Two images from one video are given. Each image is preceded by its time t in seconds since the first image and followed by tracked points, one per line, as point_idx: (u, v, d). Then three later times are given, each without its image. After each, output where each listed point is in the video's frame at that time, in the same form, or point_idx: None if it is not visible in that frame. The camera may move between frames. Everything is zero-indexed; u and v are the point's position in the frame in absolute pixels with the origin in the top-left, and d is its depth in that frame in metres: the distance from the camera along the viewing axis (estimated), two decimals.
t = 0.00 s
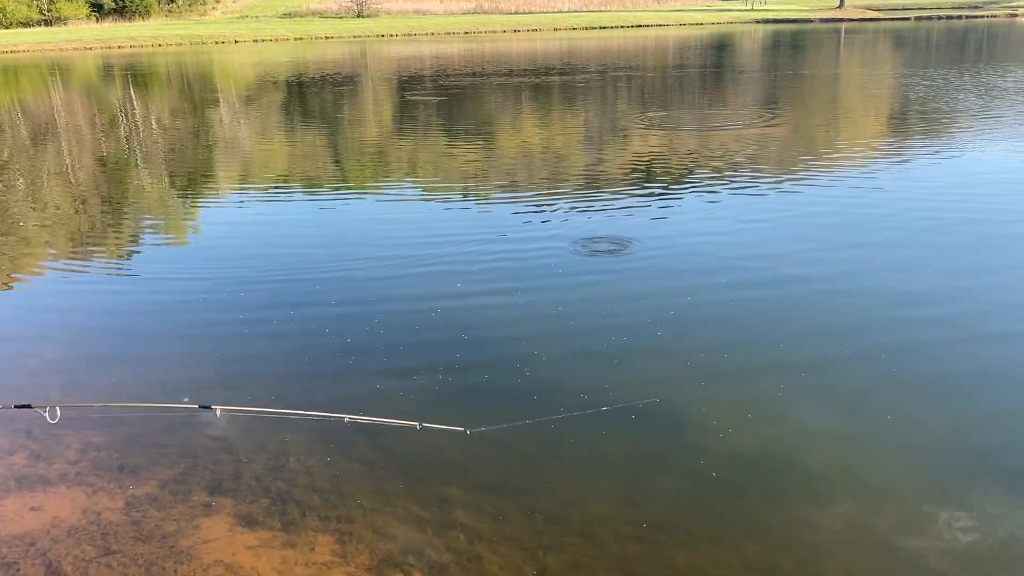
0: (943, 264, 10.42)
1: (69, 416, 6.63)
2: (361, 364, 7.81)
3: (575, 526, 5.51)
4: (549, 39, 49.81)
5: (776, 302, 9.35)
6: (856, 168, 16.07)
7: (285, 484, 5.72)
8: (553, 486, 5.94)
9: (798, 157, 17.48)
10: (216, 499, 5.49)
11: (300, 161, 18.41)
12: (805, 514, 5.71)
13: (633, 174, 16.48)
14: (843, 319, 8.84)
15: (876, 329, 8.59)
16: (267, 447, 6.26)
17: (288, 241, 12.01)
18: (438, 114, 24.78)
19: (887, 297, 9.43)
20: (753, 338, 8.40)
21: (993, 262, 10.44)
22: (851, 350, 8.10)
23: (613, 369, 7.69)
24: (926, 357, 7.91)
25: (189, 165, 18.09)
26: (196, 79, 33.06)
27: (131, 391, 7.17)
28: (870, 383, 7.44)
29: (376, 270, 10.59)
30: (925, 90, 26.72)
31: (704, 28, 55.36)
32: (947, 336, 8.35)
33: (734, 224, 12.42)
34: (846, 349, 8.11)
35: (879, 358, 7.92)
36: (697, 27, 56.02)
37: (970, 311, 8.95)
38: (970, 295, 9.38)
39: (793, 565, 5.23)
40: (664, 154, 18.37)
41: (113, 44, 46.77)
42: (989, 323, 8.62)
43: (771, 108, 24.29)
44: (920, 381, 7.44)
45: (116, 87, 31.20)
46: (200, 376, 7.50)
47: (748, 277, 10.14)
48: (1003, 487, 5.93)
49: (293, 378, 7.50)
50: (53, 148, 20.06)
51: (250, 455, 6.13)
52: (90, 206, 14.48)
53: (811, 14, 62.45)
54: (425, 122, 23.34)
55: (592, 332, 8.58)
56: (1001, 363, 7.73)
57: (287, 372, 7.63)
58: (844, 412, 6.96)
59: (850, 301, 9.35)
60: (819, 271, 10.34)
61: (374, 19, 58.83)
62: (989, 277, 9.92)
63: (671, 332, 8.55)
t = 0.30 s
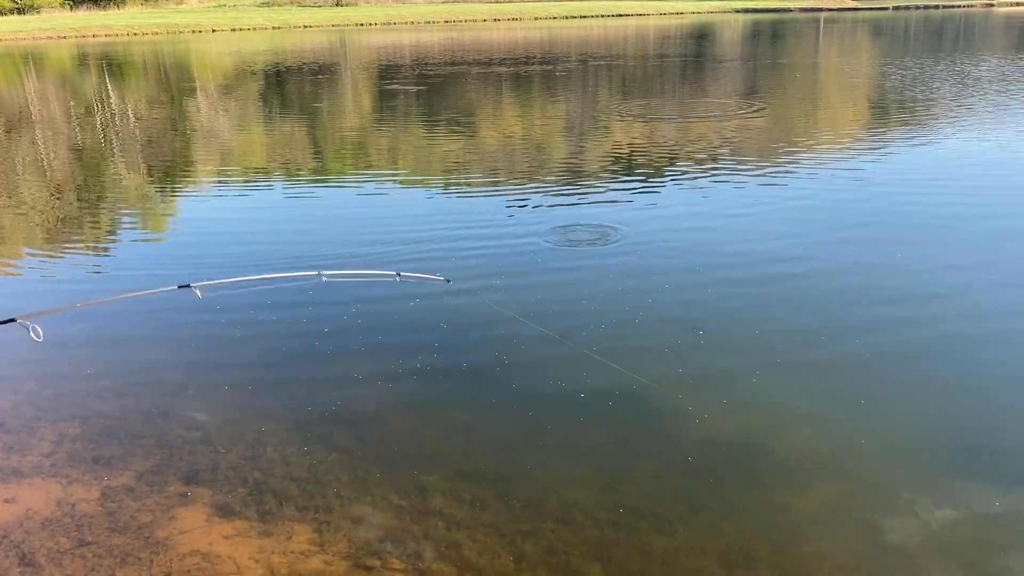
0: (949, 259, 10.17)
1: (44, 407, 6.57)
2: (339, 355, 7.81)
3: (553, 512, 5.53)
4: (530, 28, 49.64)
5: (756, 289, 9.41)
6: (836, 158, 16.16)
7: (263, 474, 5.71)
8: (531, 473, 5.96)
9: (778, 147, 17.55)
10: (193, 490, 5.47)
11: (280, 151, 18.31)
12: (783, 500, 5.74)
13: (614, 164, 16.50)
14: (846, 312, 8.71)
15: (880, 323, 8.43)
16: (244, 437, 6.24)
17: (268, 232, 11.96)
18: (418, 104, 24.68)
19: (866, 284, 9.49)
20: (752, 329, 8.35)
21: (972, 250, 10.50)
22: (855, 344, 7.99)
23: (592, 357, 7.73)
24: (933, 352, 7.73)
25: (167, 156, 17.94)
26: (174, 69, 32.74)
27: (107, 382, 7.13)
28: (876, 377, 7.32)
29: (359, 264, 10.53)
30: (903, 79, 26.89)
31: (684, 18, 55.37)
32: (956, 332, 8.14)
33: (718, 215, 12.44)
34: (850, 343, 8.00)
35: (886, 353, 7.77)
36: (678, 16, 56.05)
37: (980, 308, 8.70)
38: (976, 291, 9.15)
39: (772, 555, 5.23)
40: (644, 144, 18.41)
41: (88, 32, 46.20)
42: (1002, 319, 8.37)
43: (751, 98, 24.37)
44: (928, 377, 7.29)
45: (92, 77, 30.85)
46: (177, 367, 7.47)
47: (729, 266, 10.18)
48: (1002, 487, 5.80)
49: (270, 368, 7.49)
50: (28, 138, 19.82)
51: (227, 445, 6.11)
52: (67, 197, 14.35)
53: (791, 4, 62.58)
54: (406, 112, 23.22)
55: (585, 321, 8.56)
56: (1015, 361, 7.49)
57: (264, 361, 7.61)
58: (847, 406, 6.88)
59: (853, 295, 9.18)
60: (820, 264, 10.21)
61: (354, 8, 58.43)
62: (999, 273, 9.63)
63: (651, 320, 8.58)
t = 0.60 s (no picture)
0: (944, 250, 10.04)
1: (20, 394, 6.53)
2: (318, 341, 7.82)
3: (532, 493, 5.56)
4: (512, 15, 49.45)
5: (737, 276, 9.45)
6: (815, 146, 16.24)
7: (241, 458, 5.71)
8: (509, 455, 5.99)
9: (759, 134, 17.62)
10: (170, 474, 5.46)
11: (260, 140, 18.20)
12: (760, 481, 5.78)
13: (595, 152, 16.52)
14: (851, 305, 8.57)
15: (887, 316, 8.25)
16: (223, 423, 6.23)
17: (249, 221, 11.92)
18: (399, 92, 24.55)
19: (846, 271, 9.54)
20: (753, 318, 8.29)
21: (950, 236, 10.58)
22: (845, 331, 7.96)
23: (573, 343, 7.75)
24: (941, 346, 7.54)
25: (146, 144, 17.79)
26: (152, 56, 32.40)
27: (84, 368, 7.09)
28: (872, 367, 7.23)
29: (340, 252, 10.53)
30: (883, 66, 27.00)
31: (667, 6, 55.33)
32: (964, 327, 7.92)
33: (700, 204, 12.48)
34: (839, 330, 7.98)
35: (893, 346, 7.60)
36: (660, 4, 56.02)
37: (970, 297, 8.64)
38: (965, 279, 9.10)
39: (747, 533, 5.28)
40: (626, 133, 18.42)
41: (63, 20, 45.61)
42: (1014, 316, 8.08)
43: (733, 86, 24.43)
44: (924, 366, 7.18)
45: (68, 65, 30.48)
46: (155, 354, 7.44)
47: (710, 254, 10.22)
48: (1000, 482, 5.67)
49: (249, 354, 7.48)
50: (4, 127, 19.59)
51: (206, 430, 6.10)
52: (44, 186, 14.21)
53: None
54: (387, 99, 23.11)
55: (575, 310, 8.56)
56: (1006, 349, 7.44)
57: (243, 348, 7.61)
58: (849, 396, 6.79)
59: (859, 288, 9.00)
60: (822, 255, 10.08)
61: None
62: (989, 262, 9.57)
63: (631, 306, 8.60)
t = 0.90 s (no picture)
0: (923, 241, 10.12)
1: None
2: (298, 330, 7.83)
3: (509, 477, 5.61)
4: (495, 5, 49.25)
5: (717, 268, 9.50)
6: (797, 137, 16.33)
7: (221, 447, 5.72)
8: (488, 442, 6.03)
9: (741, 126, 17.68)
10: (149, 463, 5.46)
11: (241, 130, 18.08)
12: (735, 466, 5.86)
13: (578, 143, 16.55)
14: (848, 298, 8.56)
15: (892, 312, 8.18)
16: (202, 412, 6.24)
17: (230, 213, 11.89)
18: (382, 83, 24.42)
19: (826, 261, 9.61)
20: (755, 310, 8.28)
21: (929, 227, 10.66)
22: (824, 321, 8.02)
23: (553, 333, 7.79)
24: (918, 336, 7.60)
25: (125, 135, 17.64)
26: (130, 46, 32.07)
27: (62, 359, 7.06)
28: (851, 357, 7.29)
29: (321, 243, 10.52)
30: (865, 57, 27.11)
31: None
32: (943, 318, 7.98)
33: (682, 195, 12.55)
34: (818, 320, 8.04)
35: (872, 336, 7.64)
36: None
37: (949, 287, 8.71)
38: (944, 270, 9.18)
39: (721, 516, 5.35)
40: (608, 123, 18.44)
41: (39, 9, 45.01)
42: (1014, 311, 8.02)
43: (715, 76, 24.46)
44: (903, 356, 7.24)
45: (46, 55, 30.10)
46: (134, 343, 7.42)
47: (691, 244, 10.28)
48: (998, 478, 5.63)
49: (228, 344, 7.48)
50: None
51: (185, 419, 6.10)
52: (21, 178, 14.08)
53: None
54: (369, 90, 22.98)
55: (555, 300, 8.59)
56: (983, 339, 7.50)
57: (222, 337, 7.60)
58: (846, 388, 6.79)
59: (863, 283, 8.92)
60: (817, 248, 10.05)
61: None
62: (967, 253, 9.66)
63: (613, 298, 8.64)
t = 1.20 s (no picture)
0: (903, 230, 10.24)
1: None
2: (284, 319, 7.88)
3: (495, 461, 5.70)
4: None
5: (702, 259, 9.59)
6: (781, 129, 16.44)
7: (209, 432, 5.78)
8: (474, 426, 6.11)
9: (726, 117, 17.78)
10: (138, 448, 5.52)
11: (226, 121, 18.04)
12: (717, 450, 5.94)
13: (563, 134, 16.61)
14: (830, 288, 8.64)
15: (873, 301, 8.27)
16: (191, 398, 6.29)
17: (216, 206, 11.91)
18: (367, 73, 24.39)
19: (809, 253, 9.71)
20: (745, 300, 8.36)
21: (909, 217, 10.79)
22: (806, 310, 8.11)
23: (537, 321, 7.87)
24: (899, 324, 7.69)
25: (110, 126, 17.57)
26: (113, 36, 31.85)
27: (49, 348, 7.09)
28: (831, 344, 7.38)
29: (307, 234, 10.56)
30: (849, 48, 27.24)
31: None
32: (923, 306, 8.08)
33: (669, 187, 12.65)
34: (800, 309, 8.13)
35: (853, 325, 7.74)
36: None
37: (929, 276, 8.82)
38: (923, 259, 9.30)
39: (703, 497, 5.44)
40: (595, 114, 18.50)
41: None
42: (992, 299, 8.12)
43: (701, 67, 24.54)
44: (883, 343, 7.34)
45: (28, 45, 29.86)
46: (121, 333, 7.46)
47: (675, 236, 10.38)
48: (981, 466, 5.71)
49: (215, 332, 7.54)
50: None
51: (173, 406, 6.15)
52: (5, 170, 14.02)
53: None
54: (355, 81, 22.94)
55: (540, 290, 8.66)
56: (962, 326, 7.59)
57: (209, 326, 7.66)
58: (826, 375, 6.88)
59: (846, 273, 9.02)
60: (800, 239, 10.16)
61: None
62: (947, 241, 9.78)
63: (598, 288, 8.71)
